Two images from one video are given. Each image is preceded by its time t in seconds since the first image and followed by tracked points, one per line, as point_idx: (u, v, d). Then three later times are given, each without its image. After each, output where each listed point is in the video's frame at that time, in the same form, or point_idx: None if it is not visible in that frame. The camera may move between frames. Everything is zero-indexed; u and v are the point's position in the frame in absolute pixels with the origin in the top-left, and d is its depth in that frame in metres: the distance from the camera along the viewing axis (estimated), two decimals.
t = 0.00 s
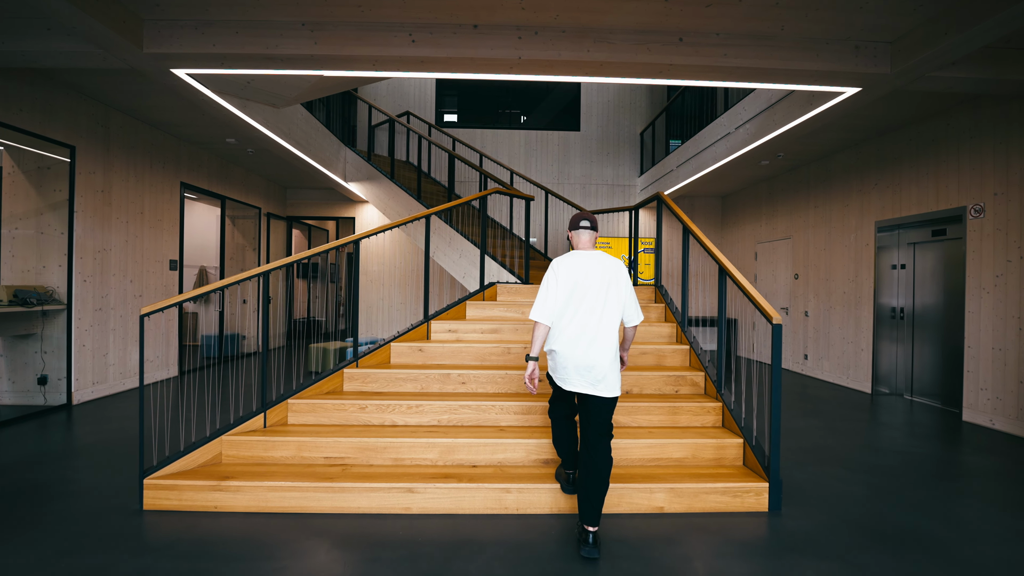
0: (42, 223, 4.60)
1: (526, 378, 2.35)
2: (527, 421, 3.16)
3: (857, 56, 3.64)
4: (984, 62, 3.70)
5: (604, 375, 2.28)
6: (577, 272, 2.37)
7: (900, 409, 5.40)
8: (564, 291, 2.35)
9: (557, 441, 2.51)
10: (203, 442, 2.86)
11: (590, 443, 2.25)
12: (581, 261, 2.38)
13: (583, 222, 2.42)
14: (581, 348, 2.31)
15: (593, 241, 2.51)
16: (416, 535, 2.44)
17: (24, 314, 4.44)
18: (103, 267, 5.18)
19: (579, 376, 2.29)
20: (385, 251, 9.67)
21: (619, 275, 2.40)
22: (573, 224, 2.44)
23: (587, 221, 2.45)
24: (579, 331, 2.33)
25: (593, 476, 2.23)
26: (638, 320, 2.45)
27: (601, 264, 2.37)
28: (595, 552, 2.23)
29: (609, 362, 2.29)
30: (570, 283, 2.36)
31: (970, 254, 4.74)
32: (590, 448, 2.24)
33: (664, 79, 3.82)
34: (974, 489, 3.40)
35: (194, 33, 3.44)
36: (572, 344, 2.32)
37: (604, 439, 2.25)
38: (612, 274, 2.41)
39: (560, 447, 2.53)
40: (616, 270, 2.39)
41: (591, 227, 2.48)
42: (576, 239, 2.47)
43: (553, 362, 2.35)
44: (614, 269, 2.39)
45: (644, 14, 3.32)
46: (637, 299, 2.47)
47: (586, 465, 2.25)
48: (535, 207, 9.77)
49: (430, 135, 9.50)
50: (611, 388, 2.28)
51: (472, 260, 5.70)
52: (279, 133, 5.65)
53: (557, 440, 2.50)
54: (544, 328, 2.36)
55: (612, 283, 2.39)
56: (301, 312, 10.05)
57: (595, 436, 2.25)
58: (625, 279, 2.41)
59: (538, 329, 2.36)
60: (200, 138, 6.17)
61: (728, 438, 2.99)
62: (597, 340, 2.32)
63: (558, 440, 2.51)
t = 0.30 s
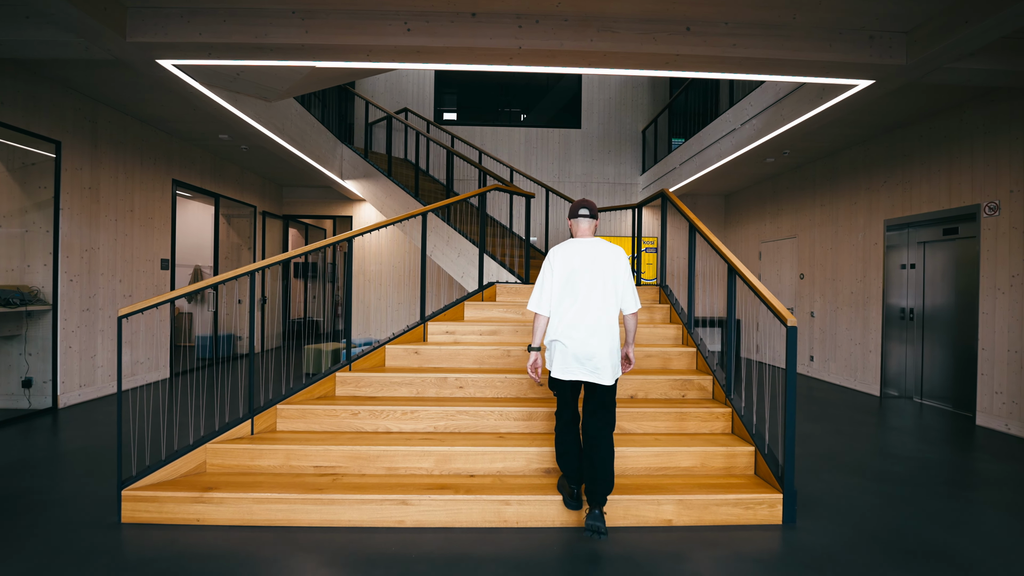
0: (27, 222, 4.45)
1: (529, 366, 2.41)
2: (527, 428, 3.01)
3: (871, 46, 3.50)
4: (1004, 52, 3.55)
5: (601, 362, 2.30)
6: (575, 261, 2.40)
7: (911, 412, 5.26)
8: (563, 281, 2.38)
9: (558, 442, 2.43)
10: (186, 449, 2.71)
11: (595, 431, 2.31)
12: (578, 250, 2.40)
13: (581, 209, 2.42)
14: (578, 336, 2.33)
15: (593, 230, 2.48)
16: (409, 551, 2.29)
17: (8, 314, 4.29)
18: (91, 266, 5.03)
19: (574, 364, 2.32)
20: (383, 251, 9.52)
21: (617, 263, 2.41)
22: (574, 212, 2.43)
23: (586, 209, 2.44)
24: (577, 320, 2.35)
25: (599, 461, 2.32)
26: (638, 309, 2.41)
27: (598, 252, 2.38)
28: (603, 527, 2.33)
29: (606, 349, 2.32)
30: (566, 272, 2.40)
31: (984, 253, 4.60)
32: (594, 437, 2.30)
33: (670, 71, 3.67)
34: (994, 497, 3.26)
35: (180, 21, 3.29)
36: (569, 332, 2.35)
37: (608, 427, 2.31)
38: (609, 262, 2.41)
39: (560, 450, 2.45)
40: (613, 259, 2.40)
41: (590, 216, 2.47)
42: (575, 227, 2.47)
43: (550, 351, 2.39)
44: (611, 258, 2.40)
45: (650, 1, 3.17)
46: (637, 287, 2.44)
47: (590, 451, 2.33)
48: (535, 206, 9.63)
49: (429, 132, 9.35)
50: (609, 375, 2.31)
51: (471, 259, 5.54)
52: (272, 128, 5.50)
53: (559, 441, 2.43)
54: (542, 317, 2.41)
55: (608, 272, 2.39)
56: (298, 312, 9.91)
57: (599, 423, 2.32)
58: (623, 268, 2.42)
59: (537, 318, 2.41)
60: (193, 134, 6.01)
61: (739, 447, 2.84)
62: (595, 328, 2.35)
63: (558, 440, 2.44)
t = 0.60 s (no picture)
0: (10, 220, 4.30)
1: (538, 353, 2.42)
2: (528, 436, 2.87)
3: (887, 36, 3.35)
4: None
5: (598, 354, 2.26)
6: (575, 250, 2.33)
7: (922, 416, 5.11)
8: (563, 271, 2.33)
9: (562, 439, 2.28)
10: (168, 459, 2.56)
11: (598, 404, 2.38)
12: (579, 239, 2.34)
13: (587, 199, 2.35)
14: (576, 326, 2.27)
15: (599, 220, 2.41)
16: (401, 571, 2.13)
17: None
18: (78, 265, 4.88)
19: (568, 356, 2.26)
20: (381, 250, 9.36)
21: (618, 252, 2.33)
22: (579, 201, 2.36)
23: (593, 198, 2.35)
24: (575, 310, 2.29)
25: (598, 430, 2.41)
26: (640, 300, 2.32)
27: (599, 242, 2.31)
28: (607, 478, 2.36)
29: (605, 340, 2.26)
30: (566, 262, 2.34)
31: (1000, 252, 4.45)
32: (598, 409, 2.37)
33: (677, 62, 3.52)
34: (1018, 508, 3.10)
35: (164, 10, 3.15)
36: (567, 322, 2.28)
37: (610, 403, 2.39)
38: (610, 252, 2.33)
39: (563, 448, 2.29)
40: (614, 248, 2.33)
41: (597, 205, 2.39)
42: (581, 215, 2.40)
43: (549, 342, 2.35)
44: (613, 247, 2.33)
45: None
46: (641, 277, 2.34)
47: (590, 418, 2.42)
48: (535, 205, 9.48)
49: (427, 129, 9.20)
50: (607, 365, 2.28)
51: (470, 259, 5.39)
52: (266, 124, 5.35)
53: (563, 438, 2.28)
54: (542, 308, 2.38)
55: (609, 262, 2.32)
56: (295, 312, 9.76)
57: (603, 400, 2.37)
58: (625, 257, 2.34)
59: (541, 308, 2.40)
60: (185, 131, 5.87)
61: (751, 456, 2.70)
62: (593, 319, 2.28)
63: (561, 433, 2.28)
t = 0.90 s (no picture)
0: None
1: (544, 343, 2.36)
2: (528, 446, 2.72)
3: (904, 26, 3.20)
4: None
5: (597, 351, 2.15)
6: (578, 242, 2.23)
7: (933, 421, 4.97)
8: (565, 264, 2.24)
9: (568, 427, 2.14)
10: (148, 471, 2.42)
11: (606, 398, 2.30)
12: (583, 232, 2.24)
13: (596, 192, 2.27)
14: (576, 322, 2.17)
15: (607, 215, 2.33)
16: None
17: None
18: (65, 265, 4.73)
19: (567, 352, 2.16)
20: (378, 250, 9.22)
21: (623, 246, 2.21)
22: (587, 195, 2.27)
23: (602, 192, 2.28)
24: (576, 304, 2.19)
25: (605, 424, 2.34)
26: (644, 296, 2.19)
27: (604, 235, 2.21)
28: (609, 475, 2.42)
29: (604, 337, 2.15)
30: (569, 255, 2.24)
31: (1016, 251, 4.31)
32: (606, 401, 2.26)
33: (684, 53, 3.38)
34: None
35: None
36: (567, 316, 2.19)
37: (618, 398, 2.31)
38: (615, 246, 2.21)
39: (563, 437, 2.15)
40: (618, 242, 2.21)
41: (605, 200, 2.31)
42: (588, 210, 2.31)
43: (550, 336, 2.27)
44: (617, 240, 2.21)
45: None
46: (646, 272, 2.21)
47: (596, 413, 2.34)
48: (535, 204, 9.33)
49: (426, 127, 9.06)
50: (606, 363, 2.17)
51: (468, 259, 5.25)
52: (259, 120, 5.21)
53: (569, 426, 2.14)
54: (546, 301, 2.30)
55: (613, 256, 2.21)
56: (291, 313, 9.61)
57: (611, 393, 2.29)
58: (630, 251, 2.21)
59: (545, 300, 2.34)
60: (177, 127, 5.72)
61: (763, 468, 2.56)
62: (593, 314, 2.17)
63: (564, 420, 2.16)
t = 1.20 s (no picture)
0: None
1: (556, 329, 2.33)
2: (527, 456, 2.57)
3: (920, 15, 3.06)
4: None
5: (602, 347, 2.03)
6: (584, 233, 2.12)
7: (945, 425, 4.82)
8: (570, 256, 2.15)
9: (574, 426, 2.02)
10: (121, 484, 2.26)
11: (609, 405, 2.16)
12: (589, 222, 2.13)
13: (607, 181, 2.14)
14: (582, 316, 2.06)
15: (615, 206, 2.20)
16: None
17: None
18: (49, 265, 4.58)
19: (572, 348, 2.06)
20: (376, 250, 9.06)
21: (631, 238, 2.09)
22: (597, 183, 2.13)
23: (612, 181, 2.15)
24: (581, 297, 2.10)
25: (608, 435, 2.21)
26: (652, 291, 2.07)
27: (611, 225, 2.10)
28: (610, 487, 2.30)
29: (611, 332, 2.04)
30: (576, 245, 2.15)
31: None
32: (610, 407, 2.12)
33: (690, 43, 3.24)
34: None
35: None
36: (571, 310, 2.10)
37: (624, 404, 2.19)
38: (623, 237, 2.10)
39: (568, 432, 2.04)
40: (626, 233, 2.08)
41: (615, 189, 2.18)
42: (597, 200, 2.18)
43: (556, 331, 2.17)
44: (625, 231, 2.08)
45: None
46: (656, 266, 2.10)
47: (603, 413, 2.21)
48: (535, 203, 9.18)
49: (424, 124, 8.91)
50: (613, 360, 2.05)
51: (465, 258, 5.10)
52: (250, 115, 5.06)
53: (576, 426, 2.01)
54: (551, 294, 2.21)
55: (621, 247, 2.09)
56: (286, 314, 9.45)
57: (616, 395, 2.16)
58: (639, 243, 2.09)
59: (552, 293, 2.25)
60: (166, 123, 5.57)
61: (777, 480, 2.40)
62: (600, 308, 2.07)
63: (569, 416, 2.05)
